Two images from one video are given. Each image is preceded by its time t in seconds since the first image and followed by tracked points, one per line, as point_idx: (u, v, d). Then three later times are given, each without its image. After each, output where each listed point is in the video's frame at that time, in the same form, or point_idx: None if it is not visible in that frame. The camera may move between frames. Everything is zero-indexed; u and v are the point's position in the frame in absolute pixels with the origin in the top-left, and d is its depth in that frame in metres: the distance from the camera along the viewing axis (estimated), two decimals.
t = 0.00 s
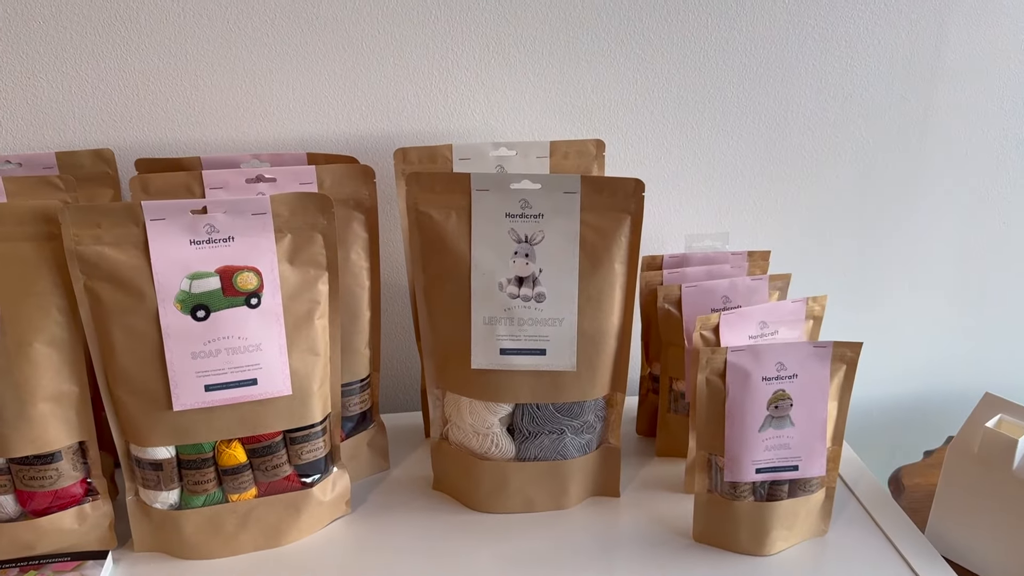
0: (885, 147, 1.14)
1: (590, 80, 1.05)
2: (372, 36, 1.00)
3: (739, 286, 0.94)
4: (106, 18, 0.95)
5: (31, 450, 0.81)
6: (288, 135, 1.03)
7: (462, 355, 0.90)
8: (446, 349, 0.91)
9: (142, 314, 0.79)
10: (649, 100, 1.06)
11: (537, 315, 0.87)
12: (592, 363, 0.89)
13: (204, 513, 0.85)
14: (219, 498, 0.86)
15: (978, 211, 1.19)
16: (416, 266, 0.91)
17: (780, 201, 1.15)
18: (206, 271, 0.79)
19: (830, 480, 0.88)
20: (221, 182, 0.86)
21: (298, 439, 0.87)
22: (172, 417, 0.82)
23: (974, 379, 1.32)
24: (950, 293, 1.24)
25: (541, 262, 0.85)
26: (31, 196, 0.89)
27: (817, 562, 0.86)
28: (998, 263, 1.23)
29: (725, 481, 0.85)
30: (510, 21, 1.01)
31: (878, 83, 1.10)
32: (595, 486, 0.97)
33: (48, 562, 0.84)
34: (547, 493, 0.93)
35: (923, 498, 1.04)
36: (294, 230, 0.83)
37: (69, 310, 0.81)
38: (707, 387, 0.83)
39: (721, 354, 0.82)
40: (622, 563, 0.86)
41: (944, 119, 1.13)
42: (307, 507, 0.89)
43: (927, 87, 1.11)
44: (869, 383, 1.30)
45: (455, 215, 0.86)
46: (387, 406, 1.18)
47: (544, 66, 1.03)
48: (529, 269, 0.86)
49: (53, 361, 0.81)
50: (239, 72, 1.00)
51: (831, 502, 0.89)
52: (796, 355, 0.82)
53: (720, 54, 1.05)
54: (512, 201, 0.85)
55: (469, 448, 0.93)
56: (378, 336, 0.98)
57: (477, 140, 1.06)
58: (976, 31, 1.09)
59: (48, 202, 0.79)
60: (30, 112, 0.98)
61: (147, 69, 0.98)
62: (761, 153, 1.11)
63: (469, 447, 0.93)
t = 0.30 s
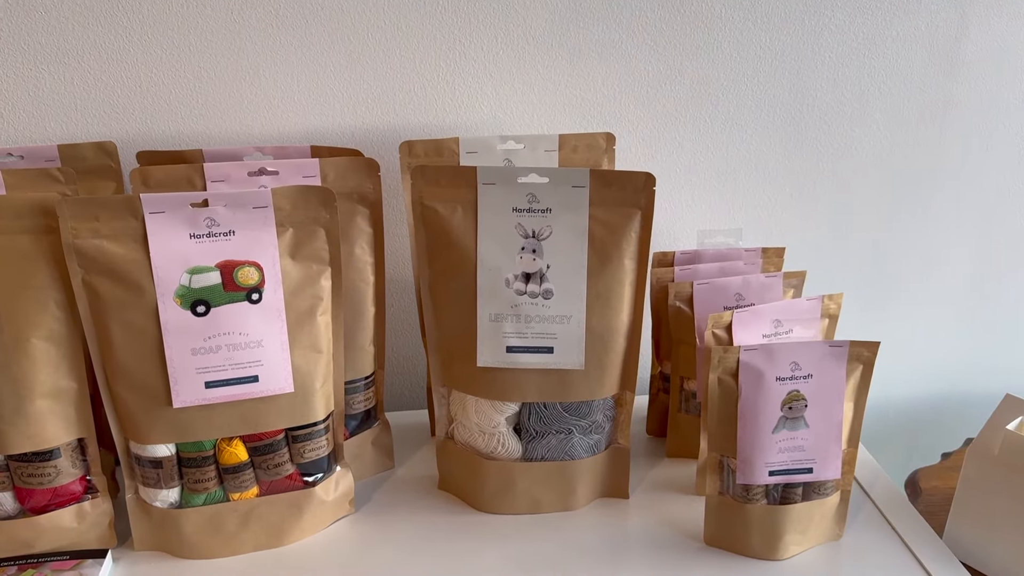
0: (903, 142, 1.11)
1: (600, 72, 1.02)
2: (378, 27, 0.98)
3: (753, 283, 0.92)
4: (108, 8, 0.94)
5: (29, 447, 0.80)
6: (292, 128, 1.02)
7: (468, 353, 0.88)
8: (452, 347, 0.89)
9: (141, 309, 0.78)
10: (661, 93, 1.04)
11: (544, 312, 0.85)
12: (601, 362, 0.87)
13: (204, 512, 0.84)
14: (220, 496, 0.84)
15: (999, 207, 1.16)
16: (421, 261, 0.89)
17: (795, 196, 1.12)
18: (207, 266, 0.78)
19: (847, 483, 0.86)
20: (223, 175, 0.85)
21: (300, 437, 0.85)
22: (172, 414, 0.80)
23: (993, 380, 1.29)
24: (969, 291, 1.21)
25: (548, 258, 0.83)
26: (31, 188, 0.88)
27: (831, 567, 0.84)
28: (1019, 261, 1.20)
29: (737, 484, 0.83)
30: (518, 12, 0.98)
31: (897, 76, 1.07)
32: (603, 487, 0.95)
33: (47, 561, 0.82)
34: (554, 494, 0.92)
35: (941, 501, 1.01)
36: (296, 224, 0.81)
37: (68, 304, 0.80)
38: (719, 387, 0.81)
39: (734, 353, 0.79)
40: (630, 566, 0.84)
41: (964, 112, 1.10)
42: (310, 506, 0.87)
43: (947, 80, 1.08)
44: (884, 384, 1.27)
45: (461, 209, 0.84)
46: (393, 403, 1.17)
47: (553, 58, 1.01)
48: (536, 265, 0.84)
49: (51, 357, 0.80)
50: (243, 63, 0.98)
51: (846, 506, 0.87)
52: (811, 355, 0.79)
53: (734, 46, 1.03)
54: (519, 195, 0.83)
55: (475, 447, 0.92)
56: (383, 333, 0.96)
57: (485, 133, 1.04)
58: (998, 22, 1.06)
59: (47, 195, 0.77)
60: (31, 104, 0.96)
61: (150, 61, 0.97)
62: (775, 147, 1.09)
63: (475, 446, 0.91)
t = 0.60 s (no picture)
0: (927, 131, 1.09)
1: (620, 59, 1.01)
2: (397, 13, 0.97)
3: (775, 272, 0.91)
4: None
5: (44, 436, 0.79)
6: (308, 116, 1.01)
7: (488, 342, 0.87)
8: (471, 336, 0.88)
9: (158, 296, 0.77)
10: (681, 80, 1.03)
11: (565, 301, 0.83)
12: (623, 351, 0.86)
13: (221, 502, 0.83)
14: (237, 486, 0.83)
15: None
16: (440, 249, 0.88)
17: (816, 186, 1.10)
18: (224, 252, 0.76)
19: (873, 475, 0.84)
20: (240, 161, 0.84)
21: (318, 427, 0.84)
22: (189, 402, 0.79)
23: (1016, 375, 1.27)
24: (993, 283, 1.20)
25: (570, 246, 0.82)
26: (46, 175, 0.87)
27: (857, 561, 0.82)
28: None
29: (762, 476, 0.81)
30: None
31: (922, 64, 1.06)
32: (624, 479, 0.94)
33: (62, 551, 0.82)
34: (574, 486, 0.90)
35: (966, 496, 1.00)
36: (315, 210, 0.80)
37: (84, 291, 0.79)
38: (744, 377, 0.80)
39: (759, 342, 0.78)
40: (652, 560, 0.83)
41: (990, 101, 1.09)
42: (327, 497, 0.86)
43: (973, 69, 1.07)
44: (906, 378, 1.25)
45: (481, 196, 0.83)
46: (409, 395, 1.16)
47: (573, 45, 1.00)
48: (557, 253, 0.82)
49: (67, 344, 0.79)
50: (259, 49, 0.97)
51: (873, 498, 0.85)
52: (838, 344, 0.78)
53: (756, 33, 1.01)
54: (540, 181, 0.81)
55: (494, 438, 0.91)
56: (401, 323, 0.95)
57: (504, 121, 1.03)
58: None
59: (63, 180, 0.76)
60: (46, 91, 0.96)
61: (166, 47, 0.96)
62: (797, 136, 1.07)
63: (494, 437, 0.90)
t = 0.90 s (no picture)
0: (955, 96, 1.07)
1: (644, 19, 0.99)
2: None
3: (804, 234, 0.89)
4: None
5: (60, 394, 0.77)
6: (326, 77, 0.99)
7: (511, 303, 0.85)
8: (494, 297, 0.86)
9: (177, 250, 0.75)
10: (706, 41, 1.00)
11: (591, 259, 0.81)
12: (650, 311, 0.84)
13: (241, 465, 0.81)
14: (257, 448, 0.82)
15: None
16: (462, 207, 0.86)
17: (842, 152, 1.08)
18: (244, 206, 0.75)
19: (906, 437, 0.83)
20: (258, 117, 0.82)
21: (339, 388, 0.82)
22: (208, 360, 0.77)
23: None
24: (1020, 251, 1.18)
25: (597, 202, 0.80)
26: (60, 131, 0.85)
27: (890, 524, 0.81)
28: None
29: (793, 437, 0.80)
30: None
31: (951, 26, 1.03)
32: (648, 445, 0.92)
33: (78, 513, 0.80)
34: (599, 451, 0.89)
35: (997, 464, 0.98)
36: (336, 163, 0.78)
37: (101, 246, 0.77)
38: (776, 335, 0.78)
39: (792, 299, 0.76)
40: (679, 524, 0.81)
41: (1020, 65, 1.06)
42: (348, 460, 0.85)
43: (1003, 31, 1.04)
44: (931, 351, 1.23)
45: (506, 150, 0.81)
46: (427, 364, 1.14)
47: (596, 4, 0.98)
48: (583, 209, 0.80)
49: (83, 301, 0.77)
50: (276, 8, 0.95)
51: (906, 461, 0.83)
52: (873, 300, 0.76)
53: None
54: (566, 135, 0.79)
55: (517, 402, 0.89)
56: (421, 286, 0.93)
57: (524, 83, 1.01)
58: None
59: (79, 130, 0.75)
60: (60, 51, 0.94)
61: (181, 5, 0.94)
62: (823, 100, 1.05)
63: (517, 401, 0.89)
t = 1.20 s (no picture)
0: (965, 53, 1.06)
1: None
2: None
3: (813, 185, 0.87)
4: None
5: (58, 340, 0.76)
6: (328, 30, 0.97)
7: (515, 253, 0.84)
8: (498, 247, 0.85)
9: (176, 192, 0.74)
10: None
11: (597, 206, 0.80)
12: (656, 261, 0.82)
13: (241, 415, 0.80)
14: (257, 398, 0.81)
15: None
16: (466, 156, 0.84)
17: (850, 110, 1.07)
18: (244, 147, 0.73)
19: (916, 387, 0.81)
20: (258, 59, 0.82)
21: (341, 337, 0.81)
22: (208, 306, 0.76)
23: None
24: None
25: (603, 147, 0.79)
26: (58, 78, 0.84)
27: (900, 474, 0.80)
28: None
29: (801, 385, 0.79)
30: None
31: None
32: (654, 400, 0.91)
33: (76, 463, 0.79)
34: (604, 404, 0.88)
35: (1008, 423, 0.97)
36: (338, 105, 0.76)
37: (99, 188, 0.76)
38: (785, 281, 0.77)
39: (802, 243, 0.75)
40: (685, 476, 0.80)
41: None
42: (351, 412, 0.84)
43: None
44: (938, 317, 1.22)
45: (510, 95, 0.79)
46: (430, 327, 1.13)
47: None
48: (589, 155, 0.79)
49: (82, 245, 0.76)
50: None
51: (916, 412, 0.82)
52: (884, 244, 0.75)
53: None
54: (572, 78, 0.78)
55: (521, 356, 0.88)
56: (424, 239, 0.92)
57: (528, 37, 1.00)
58: None
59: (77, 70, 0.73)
60: (58, 4, 0.93)
61: None
62: (830, 57, 1.04)
63: (521, 354, 0.88)
